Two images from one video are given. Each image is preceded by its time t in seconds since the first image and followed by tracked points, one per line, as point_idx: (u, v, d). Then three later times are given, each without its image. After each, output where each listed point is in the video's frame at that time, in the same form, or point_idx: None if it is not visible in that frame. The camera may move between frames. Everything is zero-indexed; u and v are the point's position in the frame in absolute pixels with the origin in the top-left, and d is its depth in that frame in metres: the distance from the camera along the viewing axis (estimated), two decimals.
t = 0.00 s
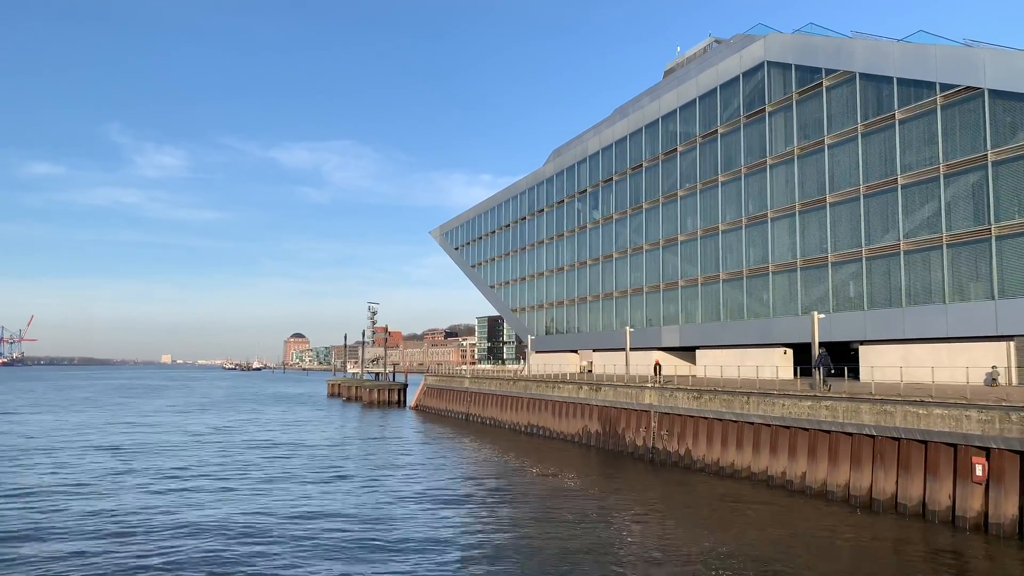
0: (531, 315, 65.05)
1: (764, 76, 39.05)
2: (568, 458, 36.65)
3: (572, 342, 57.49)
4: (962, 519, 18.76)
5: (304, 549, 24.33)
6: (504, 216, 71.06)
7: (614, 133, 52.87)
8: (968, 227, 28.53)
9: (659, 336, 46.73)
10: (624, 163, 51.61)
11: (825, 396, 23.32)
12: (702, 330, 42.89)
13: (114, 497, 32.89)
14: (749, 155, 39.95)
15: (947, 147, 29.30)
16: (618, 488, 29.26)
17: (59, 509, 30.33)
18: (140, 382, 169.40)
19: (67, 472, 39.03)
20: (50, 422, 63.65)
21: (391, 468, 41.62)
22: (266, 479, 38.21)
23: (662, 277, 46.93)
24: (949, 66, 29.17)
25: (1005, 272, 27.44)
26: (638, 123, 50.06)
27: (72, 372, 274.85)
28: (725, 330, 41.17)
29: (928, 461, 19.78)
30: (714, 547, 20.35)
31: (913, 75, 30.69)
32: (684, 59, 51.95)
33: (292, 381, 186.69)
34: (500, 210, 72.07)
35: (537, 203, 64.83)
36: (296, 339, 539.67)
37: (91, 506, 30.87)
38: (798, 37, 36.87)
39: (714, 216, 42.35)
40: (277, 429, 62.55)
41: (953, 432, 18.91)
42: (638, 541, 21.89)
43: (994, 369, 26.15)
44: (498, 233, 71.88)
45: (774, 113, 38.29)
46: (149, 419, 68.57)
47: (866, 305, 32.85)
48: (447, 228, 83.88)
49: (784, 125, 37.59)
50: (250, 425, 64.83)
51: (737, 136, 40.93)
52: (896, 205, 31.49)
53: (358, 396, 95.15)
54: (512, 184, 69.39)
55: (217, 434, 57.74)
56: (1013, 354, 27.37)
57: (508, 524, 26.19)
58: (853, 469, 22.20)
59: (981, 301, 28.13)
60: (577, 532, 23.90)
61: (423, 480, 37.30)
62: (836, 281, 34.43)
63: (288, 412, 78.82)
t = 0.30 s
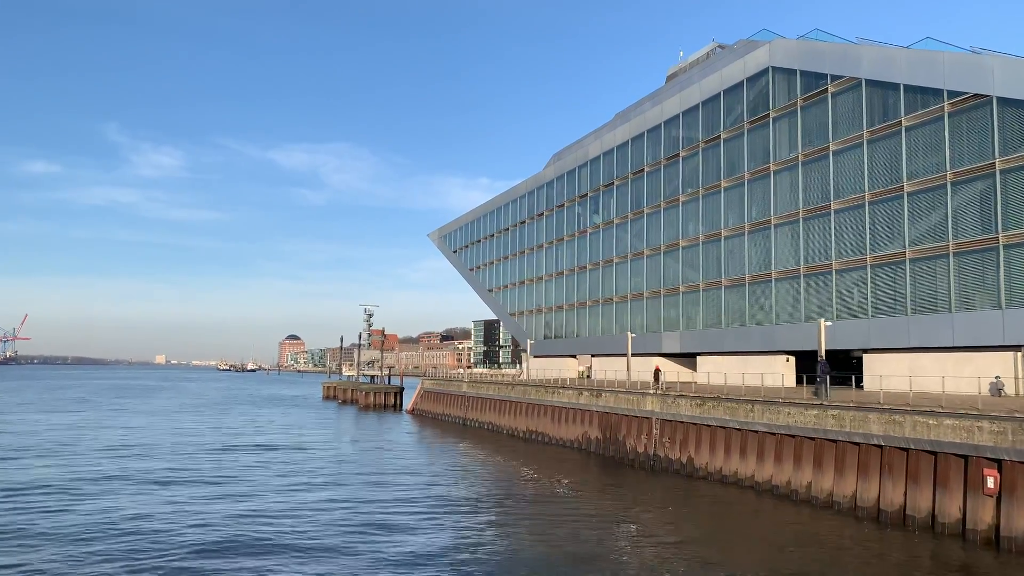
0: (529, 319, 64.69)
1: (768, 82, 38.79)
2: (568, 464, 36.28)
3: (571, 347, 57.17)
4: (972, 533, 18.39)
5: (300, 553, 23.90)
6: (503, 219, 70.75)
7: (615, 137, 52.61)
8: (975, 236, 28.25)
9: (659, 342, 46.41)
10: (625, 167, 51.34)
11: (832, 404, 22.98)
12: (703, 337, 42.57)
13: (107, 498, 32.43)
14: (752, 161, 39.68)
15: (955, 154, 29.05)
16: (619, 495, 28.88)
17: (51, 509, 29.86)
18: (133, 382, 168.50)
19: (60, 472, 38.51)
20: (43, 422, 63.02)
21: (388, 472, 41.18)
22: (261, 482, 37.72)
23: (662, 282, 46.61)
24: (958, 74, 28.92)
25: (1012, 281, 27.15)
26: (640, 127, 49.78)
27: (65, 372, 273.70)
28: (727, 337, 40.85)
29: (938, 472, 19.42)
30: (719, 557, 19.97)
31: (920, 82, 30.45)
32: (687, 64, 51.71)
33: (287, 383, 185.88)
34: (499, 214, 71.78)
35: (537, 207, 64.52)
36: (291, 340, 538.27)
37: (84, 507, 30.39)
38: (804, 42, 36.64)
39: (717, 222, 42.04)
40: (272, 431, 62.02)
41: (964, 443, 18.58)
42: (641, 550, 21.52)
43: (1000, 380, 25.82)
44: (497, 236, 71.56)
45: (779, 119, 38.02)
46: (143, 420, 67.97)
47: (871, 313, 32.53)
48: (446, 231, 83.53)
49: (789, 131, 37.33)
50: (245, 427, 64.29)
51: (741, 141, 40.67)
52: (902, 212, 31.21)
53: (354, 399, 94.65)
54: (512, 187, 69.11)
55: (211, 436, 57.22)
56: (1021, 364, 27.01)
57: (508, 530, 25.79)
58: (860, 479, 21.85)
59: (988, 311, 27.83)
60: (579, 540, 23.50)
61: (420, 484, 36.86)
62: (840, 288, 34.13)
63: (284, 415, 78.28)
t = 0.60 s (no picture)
0: (528, 325, 64.35)
1: (772, 89, 38.59)
2: (567, 472, 35.91)
3: (570, 353, 56.84)
4: (984, 547, 18.05)
5: (298, 560, 23.50)
6: (502, 225, 70.47)
7: (616, 143, 52.40)
8: (982, 245, 28.00)
9: (659, 349, 46.10)
10: (626, 174, 51.11)
11: (839, 415, 22.67)
12: (704, 345, 42.26)
13: (101, 501, 31.96)
14: (755, 168, 39.45)
15: (961, 163, 28.83)
16: (620, 504, 28.50)
17: (44, 512, 29.41)
18: (127, 384, 167.47)
19: (53, 474, 38.00)
20: (36, 424, 62.34)
21: (385, 478, 40.74)
22: (257, 487, 37.26)
23: (663, 289, 46.32)
24: (965, 82, 28.73)
25: (1019, 292, 26.91)
26: (641, 133, 49.57)
27: (59, 374, 272.52)
28: (728, 345, 40.54)
29: (948, 485, 19.10)
30: (725, 569, 19.61)
31: (927, 90, 30.25)
32: (688, 70, 51.56)
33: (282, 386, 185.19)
34: (498, 219, 71.50)
35: (536, 212, 64.26)
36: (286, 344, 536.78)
37: (77, 510, 29.94)
38: (809, 50, 36.45)
39: (718, 229, 41.78)
40: (267, 435, 61.52)
41: (976, 456, 18.27)
42: (645, 560, 21.15)
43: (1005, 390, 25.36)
44: (496, 242, 71.26)
45: (783, 126, 37.82)
46: (137, 423, 67.30)
47: (875, 322, 32.25)
48: (444, 236, 83.26)
49: (792, 138, 37.12)
50: (241, 431, 63.71)
51: (743, 148, 40.44)
52: (907, 221, 30.96)
53: (350, 403, 94.12)
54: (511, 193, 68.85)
55: (206, 439, 56.66)
56: None
57: (508, 539, 25.41)
58: (867, 491, 21.52)
59: (995, 321, 27.58)
60: (581, 548, 23.14)
61: (418, 491, 36.44)
62: (843, 297, 33.85)
63: (279, 418, 77.71)
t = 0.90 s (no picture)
0: (526, 331, 63.92)
1: (775, 94, 38.34)
2: (567, 480, 35.46)
3: (568, 359, 56.44)
4: (996, 560, 17.60)
5: (295, 567, 23.01)
6: (500, 230, 70.11)
7: (616, 148, 52.12)
8: (989, 253, 27.72)
9: (659, 356, 45.73)
10: (627, 179, 50.81)
11: (847, 424, 22.29)
12: (705, 351, 41.89)
13: (94, 506, 31.43)
14: (757, 173, 39.18)
15: (968, 170, 28.57)
16: (623, 513, 28.07)
17: (37, 516, 28.89)
18: (121, 387, 166.76)
19: (45, 479, 37.43)
20: (28, 427, 61.61)
21: (382, 484, 40.21)
22: (253, 493, 36.72)
23: (663, 295, 45.96)
24: (972, 88, 28.49)
25: None
26: (642, 138, 49.29)
27: (53, 377, 271.03)
28: (729, 352, 40.17)
29: (960, 496, 18.71)
30: None
31: (933, 96, 30.02)
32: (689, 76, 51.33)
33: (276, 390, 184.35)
34: (496, 224, 71.14)
35: (535, 217, 63.92)
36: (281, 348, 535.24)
37: (70, 515, 29.41)
38: (813, 55, 36.23)
39: (720, 235, 41.47)
40: (263, 440, 60.90)
41: (989, 467, 17.90)
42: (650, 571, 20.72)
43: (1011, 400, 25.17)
44: (494, 247, 70.88)
45: (786, 132, 37.56)
46: (130, 427, 66.58)
47: (879, 330, 31.91)
48: (442, 241, 82.87)
49: (796, 144, 36.86)
50: (236, 436, 63.08)
51: (746, 154, 40.17)
52: (912, 228, 30.66)
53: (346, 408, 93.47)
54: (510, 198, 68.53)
55: (201, 444, 56.04)
56: None
57: (509, 547, 24.96)
58: (876, 502, 21.12)
59: (1002, 330, 27.28)
60: (584, 558, 22.71)
61: (416, 498, 35.93)
62: (847, 305, 33.52)
63: (274, 423, 77.04)
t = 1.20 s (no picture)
0: (523, 334, 63.50)
1: (776, 96, 38.08)
2: (566, 485, 35.04)
3: (566, 362, 56.05)
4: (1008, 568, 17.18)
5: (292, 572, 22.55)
6: (497, 232, 69.70)
7: (614, 151, 51.78)
8: (994, 257, 27.46)
9: (658, 359, 45.39)
10: (625, 181, 50.48)
11: (854, 429, 21.96)
12: (704, 355, 41.56)
13: (86, 510, 30.88)
14: (758, 176, 38.89)
15: (973, 172, 28.32)
16: (624, 519, 27.66)
17: (27, 520, 28.33)
18: (112, 390, 165.44)
19: (36, 482, 36.80)
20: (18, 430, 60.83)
21: (378, 489, 39.70)
22: (247, 497, 36.18)
23: (662, 298, 45.63)
24: (978, 89, 28.23)
25: None
26: (641, 140, 48.95)
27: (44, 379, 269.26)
28: (729, 356, 39.84)
29: (971, 503, 18.35)
30: None
31: (937, 97, 29.75)
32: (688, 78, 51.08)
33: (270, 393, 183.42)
34: (493, 227, 70.76)
35: (532, 220, 63.57)
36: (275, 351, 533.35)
37: (61, 519, 28.86)
38: (815, 57, 35.98)
39: (720, 238, 41.15)
40: (257, 444, 60.27)
41: (1002, 473, 17.56)
42: None
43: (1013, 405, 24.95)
44: (491, 249, 70.45)
45: (786, 134, 37.30)
46: (122, 430, 65.85)
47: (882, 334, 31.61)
48: (437, 244, 82.45)
49: (797, 146, 36.60)
50: (229, 439, 62.44)
51: (746, 156, 39.88)
52: (916, 231, 30.37)
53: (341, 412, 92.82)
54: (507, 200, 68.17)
55: (194, 447, 55.43)
56: None
57: (509, 553, 24.54)
58: (885, 508, 20.74)
59: (1007, 334, 27.01)
60: (586, 564, 22.31)
61: (413, 503, 35.45)
62: (850, 308, 33.22)
63: (268, 427, 76.32)
